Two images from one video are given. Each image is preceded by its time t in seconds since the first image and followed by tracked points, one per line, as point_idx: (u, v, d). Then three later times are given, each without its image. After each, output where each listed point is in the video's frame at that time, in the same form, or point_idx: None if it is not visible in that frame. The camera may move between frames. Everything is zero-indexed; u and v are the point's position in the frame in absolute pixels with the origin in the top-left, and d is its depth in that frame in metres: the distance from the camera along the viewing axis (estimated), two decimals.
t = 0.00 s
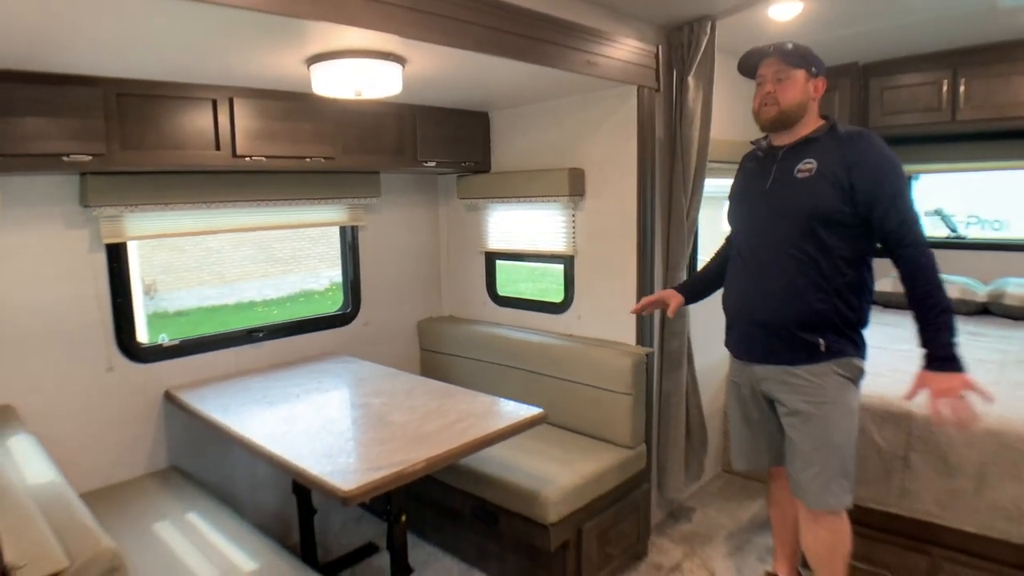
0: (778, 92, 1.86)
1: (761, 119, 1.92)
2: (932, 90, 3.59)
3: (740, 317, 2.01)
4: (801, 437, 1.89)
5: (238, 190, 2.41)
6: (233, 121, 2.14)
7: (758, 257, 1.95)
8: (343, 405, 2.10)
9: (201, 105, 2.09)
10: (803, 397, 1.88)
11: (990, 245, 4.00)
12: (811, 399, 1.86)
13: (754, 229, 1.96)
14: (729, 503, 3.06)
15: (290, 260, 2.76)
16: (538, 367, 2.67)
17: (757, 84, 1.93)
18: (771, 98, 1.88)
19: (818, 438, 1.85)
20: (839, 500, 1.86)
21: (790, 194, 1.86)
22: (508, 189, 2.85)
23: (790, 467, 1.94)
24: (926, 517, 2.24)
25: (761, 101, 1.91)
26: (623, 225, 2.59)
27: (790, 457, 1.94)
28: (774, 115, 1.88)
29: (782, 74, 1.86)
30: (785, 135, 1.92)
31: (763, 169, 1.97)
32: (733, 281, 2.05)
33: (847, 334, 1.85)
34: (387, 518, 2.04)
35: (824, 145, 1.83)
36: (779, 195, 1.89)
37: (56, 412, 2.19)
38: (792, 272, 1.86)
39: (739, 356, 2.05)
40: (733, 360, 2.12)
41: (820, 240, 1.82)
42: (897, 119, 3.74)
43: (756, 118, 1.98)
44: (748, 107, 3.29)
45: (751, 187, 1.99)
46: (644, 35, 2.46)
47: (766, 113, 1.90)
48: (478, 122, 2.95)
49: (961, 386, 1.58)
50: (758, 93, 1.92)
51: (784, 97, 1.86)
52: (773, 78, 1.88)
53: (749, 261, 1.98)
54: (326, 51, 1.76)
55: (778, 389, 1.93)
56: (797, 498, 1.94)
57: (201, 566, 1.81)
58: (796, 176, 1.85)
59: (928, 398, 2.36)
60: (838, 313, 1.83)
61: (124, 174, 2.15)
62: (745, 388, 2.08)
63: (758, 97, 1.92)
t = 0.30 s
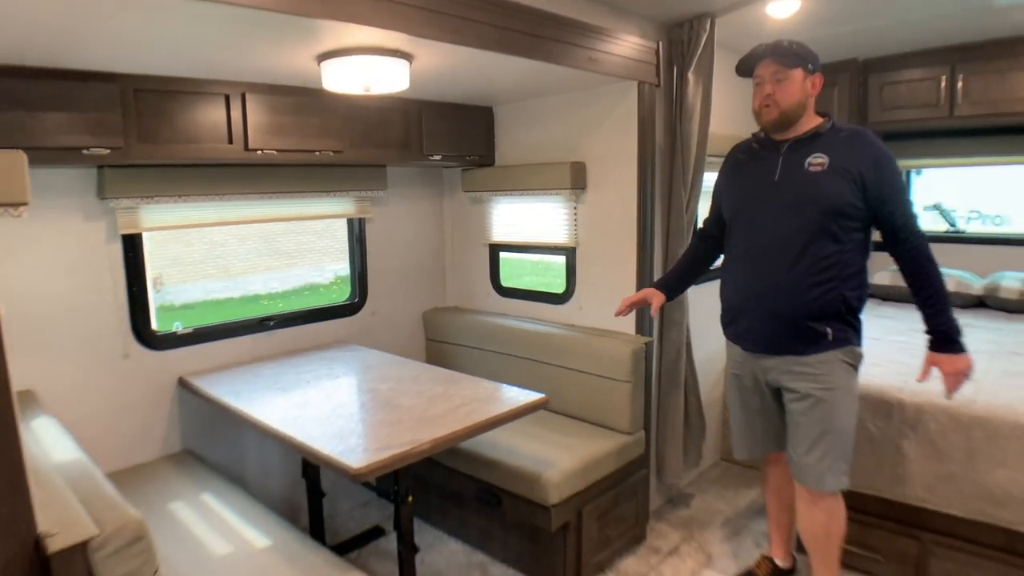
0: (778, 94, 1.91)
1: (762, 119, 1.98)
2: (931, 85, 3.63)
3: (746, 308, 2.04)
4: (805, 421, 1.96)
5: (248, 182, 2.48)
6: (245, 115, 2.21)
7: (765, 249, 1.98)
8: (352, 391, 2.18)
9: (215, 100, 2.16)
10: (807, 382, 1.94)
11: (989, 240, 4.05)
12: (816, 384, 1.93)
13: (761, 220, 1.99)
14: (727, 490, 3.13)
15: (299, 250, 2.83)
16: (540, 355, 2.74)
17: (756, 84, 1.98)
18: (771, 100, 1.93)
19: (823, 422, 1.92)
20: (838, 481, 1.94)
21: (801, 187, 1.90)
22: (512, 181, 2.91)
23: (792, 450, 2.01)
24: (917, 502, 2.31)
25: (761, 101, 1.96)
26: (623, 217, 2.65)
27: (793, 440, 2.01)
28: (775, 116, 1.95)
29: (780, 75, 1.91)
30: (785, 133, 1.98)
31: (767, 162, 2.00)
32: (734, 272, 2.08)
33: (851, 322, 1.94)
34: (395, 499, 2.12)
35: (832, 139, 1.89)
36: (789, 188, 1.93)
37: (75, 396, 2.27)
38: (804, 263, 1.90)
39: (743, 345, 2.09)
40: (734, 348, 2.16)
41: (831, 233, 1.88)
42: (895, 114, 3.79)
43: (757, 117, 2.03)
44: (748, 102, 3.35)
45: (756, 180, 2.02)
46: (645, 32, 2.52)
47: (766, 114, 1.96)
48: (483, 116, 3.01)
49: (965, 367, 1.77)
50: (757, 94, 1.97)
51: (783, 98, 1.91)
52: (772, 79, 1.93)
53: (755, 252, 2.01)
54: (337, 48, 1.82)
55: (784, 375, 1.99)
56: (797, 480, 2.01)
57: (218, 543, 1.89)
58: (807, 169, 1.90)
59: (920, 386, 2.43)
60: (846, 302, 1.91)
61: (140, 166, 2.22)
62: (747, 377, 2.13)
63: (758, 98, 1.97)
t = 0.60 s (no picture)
0: (785, 86, 1.95)
1: (767, 110, 2.02)
2: (932, 75, 3.66)
3: (756, 294, 2.09)
4: (814, 400, 2.02)
5: (261, 171, 2.55)
6: (259, 107, 2.28)
7: (774, 235, 2.03)
8: (364, 373, 2.26)
9: (230, 91, 2.23)
10: (816, 362, 2.01)
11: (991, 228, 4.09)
12: (826, 363, 1.99)
13: (768, 207, 2.04)
14: (728, 472, 3.20)
15: (311, 238, 2.91)
16: (545, 340, 2.81)
17: (761, 75, 2.01)
18: (778, 91, 1.97)
19: (832, 399, 1.99)
20: (843, 457, 2.02)
21: (808, 173, 1.95)
22: (517, 170, 2.97)
23: (799, 428, 2.08)
24: (912, 481, 2.38)
25: (766, 93, 2.00)
26: (627, 205, 2.71)
27: (800, 418, 2.08)
28: (781, 107, 1.99)
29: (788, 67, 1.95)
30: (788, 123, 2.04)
31: (771, 150, 2.05)
32: (742, 260, 2.12)
33: (858, 303, 2.00)
34: (405, 476, 2.20)
35: (833, 125, 1.96)
36: (796, 175, 1.98)
37: (98, 379, 2.36)
38: (813, 247, 1.96)
39: (753, 331, 2.13)
40: (742, 333, 2.19)
41: (839, 217, 1.93)
42: (897, 104, 3.82)
43: (759, 107, 2.07)
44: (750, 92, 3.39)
45: (761, 168, 2.07)
46: (648, 23, 2.57)
47: (773, 105, 1.99)
48: (488, 107, 3.07)
49: (886, 349, 1.83)
50: (763, 85, 2.01)
51: (790, 90, 1.96)
52: (779, 71, 1.96)
53: (763, 239, 2.06)
54: (350, 42, 1.89)
55: (793, 357, 2.05)
56: (802, 457, 2.08)
57: (238, 518, 1.98)
58: (811, 155, 1.96)
59: (915, 369, 2.49)
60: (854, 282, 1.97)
61: (157, 158, 2.30)
62: (755, 360, 2.17)
63: (764, 89, 2.00)
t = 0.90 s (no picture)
0: (775, 78, 1.97)
1: (760, 103, 2.05)
2: (930, 58, 3.67)
3: (758, 280, 2.13)
4: (815, 383, 2.06)
5: (264, 159, 2.60)
6: (263, 95, 2.32)
7: (773, 221, 2.07)
8: (368, 356, 2.32)
9: (235, 80, 2.27)
10: (817, 345, 2.04)
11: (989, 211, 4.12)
12: (828, 346, 2.02)
13: (767, 194, 2.08)
14: (726, 452, 3.27)
15: (313, 224, 2.95)
16: (546, 323, 2.86)
17: (748, 69, 2.02)
18: (768, 84, 1.99)
19: (833, 381, 2.02)
20: (847, 439, 2.04)
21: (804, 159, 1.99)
22: (518, 156, 3.00)
23: (800, 411, 2.12)
24: (905, 459, 2.44)
25: (757, 86, 2.02)
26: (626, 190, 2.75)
27: (801, 400, 2.12)
28: (773, 99, 2.01)
29: (774, 60, 1.95)
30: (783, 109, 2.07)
31: (766, 137, 2.09)
32: (744, 247, 2.17)
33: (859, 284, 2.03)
34: (411, 456, 2.26)
35: (826, 108, 1.99)
36: (792, 161, 2.02)
37: (110, 362, 2.42)
38: (812, 231, 2.00)
39: (756, 317, 2.18)
40: (747, 320, 2.23)
41: (835, 200, 1.97)
42: (896, 88, 3.83)
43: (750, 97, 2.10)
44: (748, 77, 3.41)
45: (758, 155, 2.11)
46: (646, 9, 2.59)
47: (765, 98, 2.02)
48: (489, 93, 3.09)
49: (906, 335, 1.86)
50: (752, 78, 2.02)
51: (780, 81, 1.97)
52: (767, 64, 1.97)
53: (763, 226, 2.10)
54: (354, 30, 1.92)
55: (794, 340, 2.09)
56: (802, 439, 2.12)
57: (250, 496, 2.04)
58: (806, 139, 1.99)
59: (909, 349, 2.54)
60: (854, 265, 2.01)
61: (163, 146, 2.34)
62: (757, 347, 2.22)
63: (754, 83, 2.02)
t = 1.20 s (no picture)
0: (791, 64, 1.93)
1: (777, 86, 2.02)
2: (936, 34, 3.64)
3: (767, 263, 2.14)
4: (822, 371, 2.07)
5: (267, 138, 2.61)
6: (266, 74, 2.32)
7: (788, 204, 2.07)
8: (374, 333, 2.34)
9: (238, 59, 2.27)
10: (825, 332, 2.05)
11: (992, 189, 4.11)
12: (836, 334, 2.03)
13: (783, 176, 2.08)
14: (728, 429, 3.30)
15: (317, 203, 2.96)
16: (549, 301, 2.89)
17: (763, 53, 1.97)
18: (783, 70, 1.95)
19: (840, 369, 2.03)
20: (858, 427, 2.05)
21: (824, 141, 1.98)
22: (520, 134, 3.00)
23: (805, 397, 2.14)
24: (904, 434, 2.47)
25: (772, 70, 1.98)
26: (629, 168, 2.75)
27: (806, 386, 2.13)
28: (790, 83, 1.98)
29: (789, 45, 1.90)
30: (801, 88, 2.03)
31: (786, 116, 2.07)
32: (755, 229, 2.17)
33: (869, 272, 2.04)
34: (416, 431, 2.29)
35: (850, 89, 1.96)
36: (813, 143, 2.00)
37: (119, 341, 2.45)
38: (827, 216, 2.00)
39: (765, 300, 2.19)
40: (754, 302, 2.24)
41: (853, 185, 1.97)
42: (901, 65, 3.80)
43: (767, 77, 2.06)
44: (752, 55, 3.39)
45: (777, 135, 2.09)
46: None
47: (781, 83, 1.99)
48: (491, 71, 3.08)
49: (924, 332, 1.91)
50: (767, 62, 1.98)
51: (796, 66, 1.93)
52: (781, 49, 1.92)
53: (776, 208, 2.10)
54: (355, 8, 1.92)
55: (802, 326, 2.10)
56: (807, 425, 2.15)
57: (259, 470, 2.08)
58: (828, 121, 1.97)
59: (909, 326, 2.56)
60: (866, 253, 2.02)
61: (165, 125, 2.35)
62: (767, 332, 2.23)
63: (769, 67, 1.98)
